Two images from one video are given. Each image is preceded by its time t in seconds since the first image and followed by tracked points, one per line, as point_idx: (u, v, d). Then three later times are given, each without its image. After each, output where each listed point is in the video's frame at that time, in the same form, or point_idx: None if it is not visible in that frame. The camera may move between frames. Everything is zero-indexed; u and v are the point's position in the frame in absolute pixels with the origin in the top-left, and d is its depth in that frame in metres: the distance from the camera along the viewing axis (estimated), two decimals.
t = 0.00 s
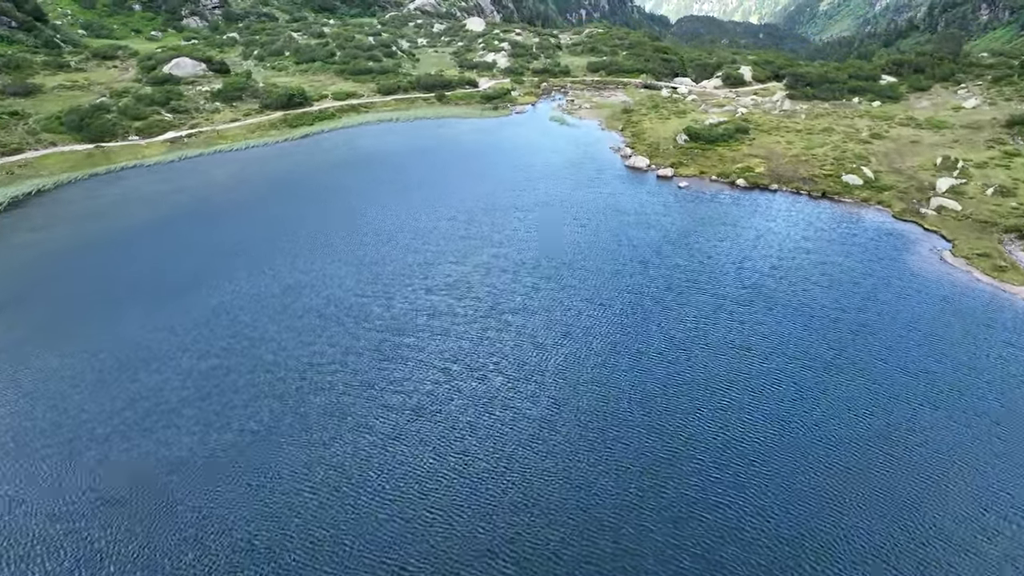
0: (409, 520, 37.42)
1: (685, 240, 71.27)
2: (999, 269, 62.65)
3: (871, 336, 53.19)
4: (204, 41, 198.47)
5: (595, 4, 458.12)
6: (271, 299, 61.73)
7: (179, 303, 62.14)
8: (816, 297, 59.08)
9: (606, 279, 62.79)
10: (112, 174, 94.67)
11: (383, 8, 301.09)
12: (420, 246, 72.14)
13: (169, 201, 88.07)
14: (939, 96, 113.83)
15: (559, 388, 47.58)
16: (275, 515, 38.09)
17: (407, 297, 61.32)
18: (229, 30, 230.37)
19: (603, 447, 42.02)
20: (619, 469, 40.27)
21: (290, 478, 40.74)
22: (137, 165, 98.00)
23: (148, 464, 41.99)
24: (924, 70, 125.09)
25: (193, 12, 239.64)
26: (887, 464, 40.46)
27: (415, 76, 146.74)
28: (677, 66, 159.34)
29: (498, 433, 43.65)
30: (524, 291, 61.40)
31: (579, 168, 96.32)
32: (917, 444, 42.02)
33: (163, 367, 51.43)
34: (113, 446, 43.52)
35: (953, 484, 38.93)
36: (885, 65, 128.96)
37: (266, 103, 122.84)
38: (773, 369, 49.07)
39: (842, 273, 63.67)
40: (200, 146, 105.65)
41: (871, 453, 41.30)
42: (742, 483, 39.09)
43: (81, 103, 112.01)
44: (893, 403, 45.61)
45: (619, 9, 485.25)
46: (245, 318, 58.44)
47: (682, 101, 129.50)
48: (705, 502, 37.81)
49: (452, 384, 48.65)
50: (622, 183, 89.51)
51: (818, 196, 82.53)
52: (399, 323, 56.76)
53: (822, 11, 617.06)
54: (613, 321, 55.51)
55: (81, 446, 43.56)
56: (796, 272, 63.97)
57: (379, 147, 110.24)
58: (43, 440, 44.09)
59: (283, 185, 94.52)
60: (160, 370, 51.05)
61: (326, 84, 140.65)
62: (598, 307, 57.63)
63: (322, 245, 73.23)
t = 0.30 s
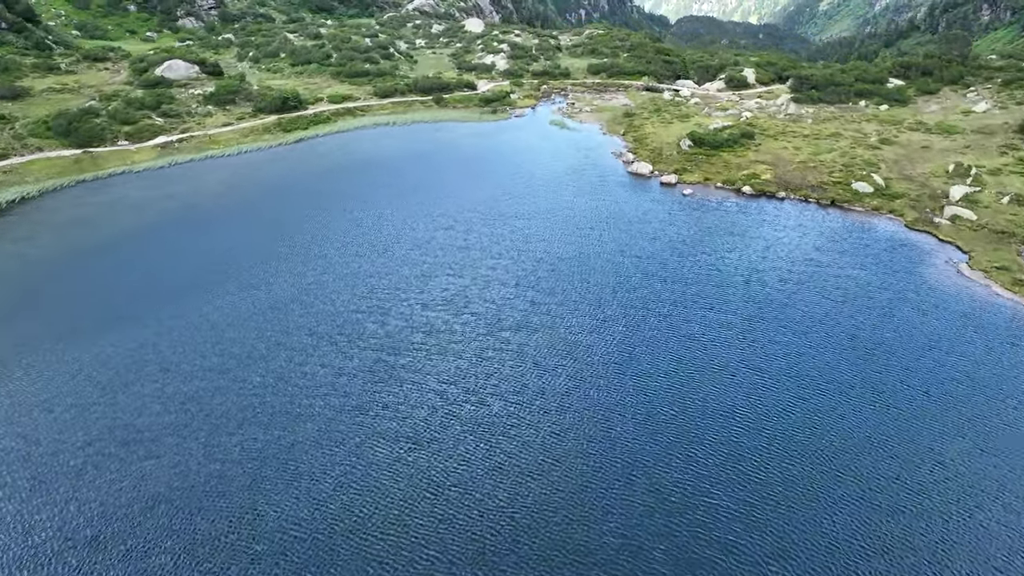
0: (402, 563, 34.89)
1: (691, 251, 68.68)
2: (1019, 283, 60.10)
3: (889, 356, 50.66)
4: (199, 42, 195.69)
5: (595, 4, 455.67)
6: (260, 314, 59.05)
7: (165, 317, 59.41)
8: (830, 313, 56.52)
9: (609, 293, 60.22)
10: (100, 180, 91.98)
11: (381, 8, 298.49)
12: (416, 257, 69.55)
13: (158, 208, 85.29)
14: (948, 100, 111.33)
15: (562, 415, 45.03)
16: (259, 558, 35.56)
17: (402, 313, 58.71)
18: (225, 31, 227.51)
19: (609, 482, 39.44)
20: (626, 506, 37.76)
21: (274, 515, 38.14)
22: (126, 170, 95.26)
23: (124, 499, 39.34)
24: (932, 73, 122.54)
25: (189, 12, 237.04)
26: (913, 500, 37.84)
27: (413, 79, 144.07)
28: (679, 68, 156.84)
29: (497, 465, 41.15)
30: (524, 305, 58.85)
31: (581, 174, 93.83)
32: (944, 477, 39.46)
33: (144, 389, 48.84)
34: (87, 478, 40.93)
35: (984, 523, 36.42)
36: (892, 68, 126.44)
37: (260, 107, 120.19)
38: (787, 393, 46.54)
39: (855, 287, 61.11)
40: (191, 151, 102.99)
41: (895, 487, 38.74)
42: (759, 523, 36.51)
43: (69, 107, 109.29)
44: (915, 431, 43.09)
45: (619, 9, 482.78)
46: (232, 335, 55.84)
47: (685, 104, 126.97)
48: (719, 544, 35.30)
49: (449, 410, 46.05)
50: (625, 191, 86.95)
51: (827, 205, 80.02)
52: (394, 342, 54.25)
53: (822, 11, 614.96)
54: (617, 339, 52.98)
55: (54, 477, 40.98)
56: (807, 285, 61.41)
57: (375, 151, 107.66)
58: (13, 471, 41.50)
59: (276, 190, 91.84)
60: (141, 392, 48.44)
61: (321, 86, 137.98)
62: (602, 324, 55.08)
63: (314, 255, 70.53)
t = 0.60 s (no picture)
0: None
1: (697, 263, 66.08)
2: None
3: (910, 376, 48.08)
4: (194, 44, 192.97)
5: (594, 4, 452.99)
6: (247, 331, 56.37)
7: (147, 332, 56.69)
8: (844, 329, 53.99)
9: (613, 308, 57.59)
10: (87, 187, 89.28)
11: (379, 8, 295.71)
12: (412, 268, 66.92)
13: (145, 215, 82.47)
14: (957, 103, 108.85)
15: (565, 444, 42.46)
16: None
17: (396, 330, 56.13)
18: (221, 32, 224.73)
19: (617, 520, 36.90)
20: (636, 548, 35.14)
21: (257, 558, 35.53)
22: (115, 177, 92.56)
23: (95, 540, 36.59)
24: (941, 76, 120.07)
25: (185, 13, 234.43)
26: (944, 540, 35.16)
27: (410, 81, 141.50)
28: (681, 70, 154.30)
29: (497, 500, 38.55)
30: (524, 322, 56.29)
31: (582, 180, 91.26)
32: (978, 513, 36.80)
33: (122, 415, 46.13)
34: (58, 515, 38.17)
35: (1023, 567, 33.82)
36: (899, 70, 123.87)
37: (254, 111, 117.54)
38: (804, 418, 44.02)
39: (871, 302, 58.47)
40: (182, 157, 100.34)
41: (925, 524, 36.17)
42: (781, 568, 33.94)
43: (57, 111, 106.57)
44: (942, 460, 40.52)
45: (618, 9, 480.04)
46: (218, 354, 53.24)
47: (687, 107, 124.39)
48: None
49: (445, 439, 43.45)
50: (628, 198, 84.41)
51: (836, 213, 77.45)
52: (387, 362, 51.66)
53: (822, 11, 612.59)
54: (622, 359, 50.40)
55: (22, 515, 38.30)
56: (820, 299, 58.76)
57: (371, 156, 104.99)
58: None
59: (268, 196, 89.09)
60: (119, 420, 45.67)
61: (317, 89, 135.31)
62: (605, 343, 52.49)
63: (305, 266, 67.83)
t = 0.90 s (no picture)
0: None
1: (703, 275, 63.49)
2: None
3: (935, 400, 45.51)
4: (190, 44, 190.43)
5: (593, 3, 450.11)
6: (235, 350, 53.74)
7: (130, 348, 54.01)
8: (862, 348, 51.40)
9: (618, 324, 55.01)
10: (74, 193, 86.60)
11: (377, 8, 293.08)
12: (409, 281, 64.37)
13: (132, 222, 79.61)
14: (968, 107, 106.30)
15: (570, 476, 39.89)
16: None
17: (391, 348, 53.55)
18: (217, 33, 222.07)
19: (628, 562, 34.34)
20: None
21: None
22: (103, 183, 89.89)
23: None
24: (950, 78, 117.51)
25: (180, 14, 231.89)
26: None
27: (408, 83, 138.79)
28: (683, 72, 151.74)
29: (498, 540, 35.95)
30: (525, 339, 53.81)
31: (584, 186, 88.77)
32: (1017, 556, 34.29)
33: (99, 442, 43.53)
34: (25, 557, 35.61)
35: None
36: (907, 73, 121.31)
37: (248, 114, 114.89)
38: (825, 448, 41.40)
39: (887, 317, 55.85)
40: (173, 162, 97.71)
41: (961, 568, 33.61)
42: None
43: (45, 115, 103.92)
44: (975, 495, 37.95)
45: (617, 8, 476.40)
46: (203, 374, 50.62)
47: (690, 110, 121.87)
48: None
49: (441, 470, 40.87)
50: (631, 205, 81.89)
51: (847, 222, 74.92)
52: (380, 384, 49.05)
53: (822, 11, 608.67)
54: (627, 381, 47.94)
55: None
56: (834, 315, 56.13)
57: (367, 161, 102.32)
58: None
59: (260, 202, 86.38)
60: (96, 448, 43.10)
61: (313, 92, 132.61)
62: (610, 362, 50.11)
63: (297, 278, 65.21)
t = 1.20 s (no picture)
0: None
1: (711, 288, 60.94)
2: None
3: (959, 424, 43.07)
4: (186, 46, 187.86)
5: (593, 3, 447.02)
6: (220, 370, 51.17)
7: (112, 367, 51.51)
8: (880, 367, 48.97)
9: (622, 342, 52.52)
10: (62, 201, 84.14)
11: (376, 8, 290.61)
12: (405, 295, 61.81)
13: (118, 231, 76.99)
14: (979, 111, 103.72)
15: (575, 512, 37.41)
16: None
17: (385, 368, 51.01)
18: (213, 34, 219.46)
19: None
20: None
21: None
22: (90, 190, 87.25)
23: None
24: (960, 82, 114.92)
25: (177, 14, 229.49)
26: None
27: (406, 86, 136.15)
28: (686, 74, 149.18)
29: None
30: (525, 358, 51.34)
31: (586, 192, 86.33)
32: None
33: (74, 473, 41.05)
34: None
35: None
36: (916, 76, 118.79)
37: (241, 118, 112.33)
38: (845, 478, 38.98)
39: (906, 334, 53.22)
40: (164, 167, 95.23)
41: None
42: None
43: (32, 119, 101.29)
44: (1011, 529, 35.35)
45: (617, 8, 473.10)
46: (186, 398, 48.04)
47: (694, 114, 119.42)
48: None
49: (436, 504, 38.37)
50: (634, 213, 79.49)
51: (859, 231, 72.43)
52: (373, 408, 46.47)
53: (822, 11, 605.38)
54: (632, 406, 45.44)
55: None
56: (848, 331, 53.69)
57: (362, 165, 99.77)
58: None
59: (252, 209, 83.81)
60: (71, 480, 40.52)
61: (308, 95, 130.02)
62: (615, 384, 47.61)
63: (288, 291, 62.64)
